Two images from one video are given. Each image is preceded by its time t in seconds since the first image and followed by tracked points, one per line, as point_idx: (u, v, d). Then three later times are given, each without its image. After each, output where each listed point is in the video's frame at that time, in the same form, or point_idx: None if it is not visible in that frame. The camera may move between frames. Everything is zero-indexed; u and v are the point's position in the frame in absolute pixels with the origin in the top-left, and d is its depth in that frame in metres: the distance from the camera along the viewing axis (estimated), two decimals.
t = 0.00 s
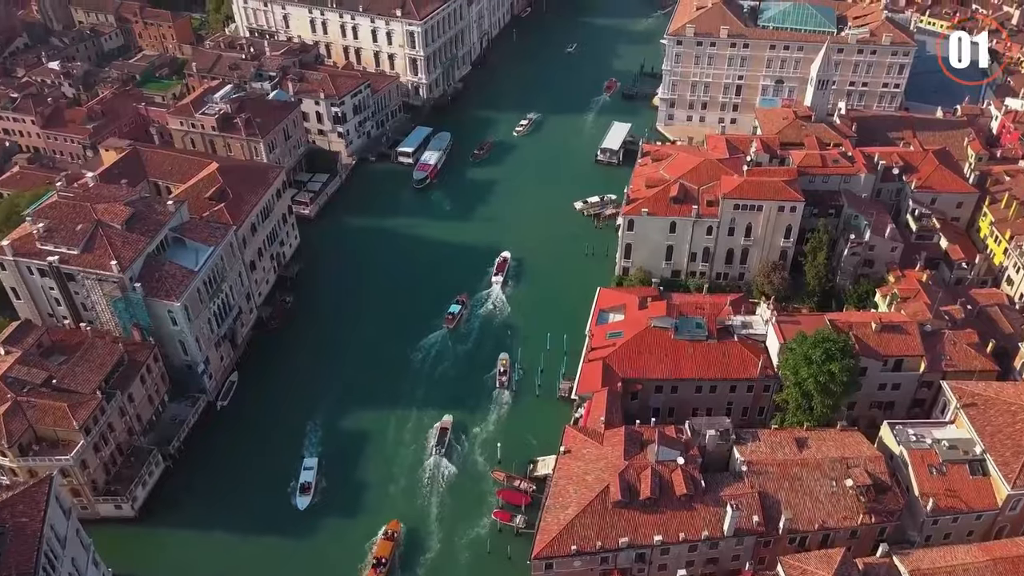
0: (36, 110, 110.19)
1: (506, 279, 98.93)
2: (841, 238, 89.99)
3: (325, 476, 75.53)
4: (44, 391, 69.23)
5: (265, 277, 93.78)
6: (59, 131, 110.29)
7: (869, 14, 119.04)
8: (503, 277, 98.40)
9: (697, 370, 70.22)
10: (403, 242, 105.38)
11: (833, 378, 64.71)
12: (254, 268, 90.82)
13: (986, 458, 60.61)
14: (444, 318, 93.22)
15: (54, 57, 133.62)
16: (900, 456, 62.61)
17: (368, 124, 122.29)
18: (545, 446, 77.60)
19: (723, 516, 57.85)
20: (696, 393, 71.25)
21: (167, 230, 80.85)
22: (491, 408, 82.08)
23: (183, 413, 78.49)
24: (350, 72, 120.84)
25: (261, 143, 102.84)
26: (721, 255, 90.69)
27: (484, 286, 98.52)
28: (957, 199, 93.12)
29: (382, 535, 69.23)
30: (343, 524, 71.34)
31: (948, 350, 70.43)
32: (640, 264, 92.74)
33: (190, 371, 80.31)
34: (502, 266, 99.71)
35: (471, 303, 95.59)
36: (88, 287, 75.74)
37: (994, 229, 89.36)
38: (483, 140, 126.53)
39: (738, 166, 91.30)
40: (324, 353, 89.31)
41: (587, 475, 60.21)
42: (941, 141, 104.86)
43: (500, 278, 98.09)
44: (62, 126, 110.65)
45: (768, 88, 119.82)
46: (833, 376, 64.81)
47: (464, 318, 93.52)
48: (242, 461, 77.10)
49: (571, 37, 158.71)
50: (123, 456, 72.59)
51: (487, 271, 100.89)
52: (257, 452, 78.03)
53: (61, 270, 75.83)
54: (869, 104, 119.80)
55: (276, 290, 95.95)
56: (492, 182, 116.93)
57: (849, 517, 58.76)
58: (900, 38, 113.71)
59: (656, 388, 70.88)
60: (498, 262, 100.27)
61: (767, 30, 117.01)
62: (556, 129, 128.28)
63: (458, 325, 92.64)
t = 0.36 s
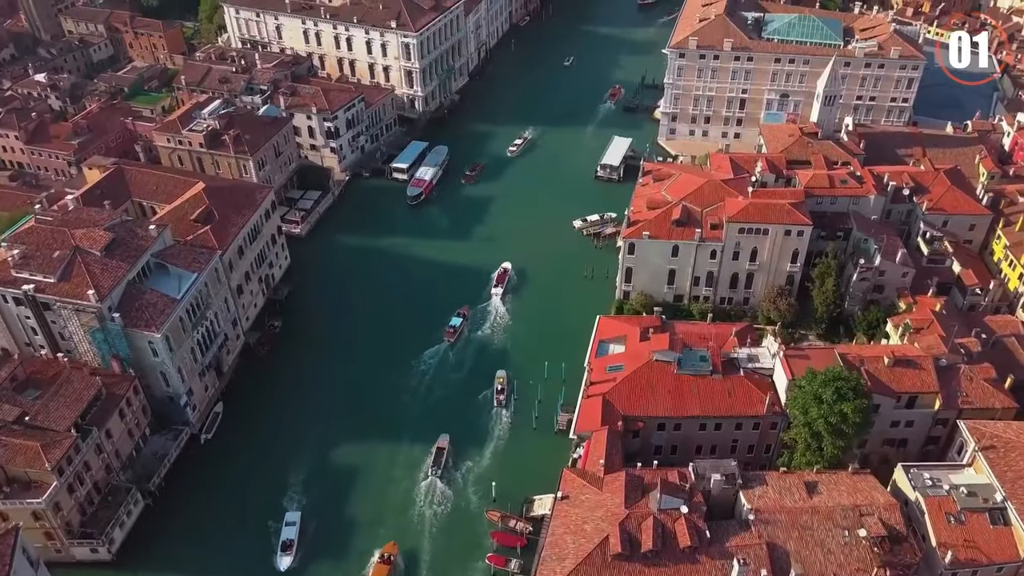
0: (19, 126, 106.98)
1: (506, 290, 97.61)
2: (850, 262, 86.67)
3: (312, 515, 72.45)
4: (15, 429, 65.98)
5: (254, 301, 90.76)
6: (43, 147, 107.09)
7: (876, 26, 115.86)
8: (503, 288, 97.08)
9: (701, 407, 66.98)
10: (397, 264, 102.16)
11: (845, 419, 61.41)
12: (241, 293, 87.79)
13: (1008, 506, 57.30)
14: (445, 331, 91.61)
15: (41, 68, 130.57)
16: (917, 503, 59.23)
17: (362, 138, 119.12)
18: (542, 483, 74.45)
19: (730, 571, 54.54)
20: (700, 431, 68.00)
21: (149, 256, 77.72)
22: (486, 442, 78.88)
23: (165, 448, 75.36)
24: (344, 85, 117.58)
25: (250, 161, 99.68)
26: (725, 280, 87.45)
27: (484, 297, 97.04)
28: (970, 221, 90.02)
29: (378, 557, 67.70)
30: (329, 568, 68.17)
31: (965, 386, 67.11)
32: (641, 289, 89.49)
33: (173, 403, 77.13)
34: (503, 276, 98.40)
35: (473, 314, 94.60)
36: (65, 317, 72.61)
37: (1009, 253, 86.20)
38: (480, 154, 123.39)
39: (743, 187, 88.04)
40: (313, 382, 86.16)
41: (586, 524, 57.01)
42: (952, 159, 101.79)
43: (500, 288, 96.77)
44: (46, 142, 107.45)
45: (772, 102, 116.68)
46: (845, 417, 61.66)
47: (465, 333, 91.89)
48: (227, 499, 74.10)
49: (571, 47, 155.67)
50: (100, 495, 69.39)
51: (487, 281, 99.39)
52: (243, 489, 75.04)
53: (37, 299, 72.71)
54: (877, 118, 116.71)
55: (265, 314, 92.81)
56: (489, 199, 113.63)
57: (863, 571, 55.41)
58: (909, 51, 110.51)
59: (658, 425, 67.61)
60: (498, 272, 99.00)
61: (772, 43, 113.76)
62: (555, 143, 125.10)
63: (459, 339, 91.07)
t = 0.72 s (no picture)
0: (2, 141, 103.80)
1: (507, 301, 95.70)
2: (858, 287, 83.49)
3: (299, 557, 69.40)
4: None
5: (242, 325, 87.68)
6: (27, 163, 104.00)
7: (884, 38, 112.56)
8: (503, 299, 95.19)
9: (705, 446, 63.83)
10: (391, 285, 98.98)
11: (856, 462, 58.26)
12: (228, 318, 84.66)
13: None
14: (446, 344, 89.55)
15: (28, 81, 127.90)
16: (934, 552, 56.06)
17: (356, 153, 116.04)
18: (539, 523, 71.28)
19: None
20: (704, 470, 64.85)
21: (130, 283, 74.59)
22: (481, 477, 75.62)
23: (145, 484, 72.28)
24: (337, 99, 114.43)
25: (239, 179, 96.60)
26: (729, 305, 84.34)
27: (484, 308, 95.20)
28: (983, 244, 86.86)
29: None
30: None
31: (983, 424, 63.75)
32: (642, 314, 86.35)
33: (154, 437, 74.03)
34: (503, 287, 96.52)
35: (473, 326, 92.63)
36: (41, 348, 69.57)
37: None
38: (477, 169, 120.38)
39: (748, 209, 84.92)
40: (302, 413, 82.98)
41: None
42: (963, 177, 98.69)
43: (500, 300, 94.89)
44: (30, 157, 104.40)
45: (777, 116, 113.62)
46: (857, 460, 58.55)
47: (466, 346, 89.83)
48: (210, 538, 71.14)
49: (570, 57, 152.68)
50: (76, 536, 66.32)
51: (488, 292, 97.67)
52: (227, 527, 72.03)
53: (12, 329, 69.72)
54: (884, 133, 113.65)
55: (253, 340, 89.75)
56: (486, 217, 110.60)
57: None
58: (918, 64, 107.39)
59: (660, 465, 64.47)
60: (499, 283, 97.14)
61: (777, 56, 110.57)
62: (554, 158, 122.25)
63: (461, 352, 89.07)
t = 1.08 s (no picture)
0: None
1: (507, 314, 94.09)
2: (868, 314, 80.16)
3: None
4: None
5: (228, 352, 84.53)
6: (9, 180, 100.54)
7: (892, 51, 109.27)
8: (503, 312, 93.59)
9: (710, 490, 60.56)
10: (384, 307, 95.63)
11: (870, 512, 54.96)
12: (213, 346, 81.47)
13: None
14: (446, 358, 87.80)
15: (13, 93, 124.77)
16: None
17: (349, 168, 112.84)
18: (535, 566, 68.05)
19: None
20: (708, 515, 61.58)
21: (109, 312, 71.39)
22: (475, 516, 72.38)
23: (123, 525, 69.05)
24: (329, 113, 111.26)
25: (226, 199, 93.41)
26: (734, 333, 81.08)
27: (484, 320, 93.62)
28: (998, 269, 83.60)
29: None
30: None
31: (1003, 467, 60.38)
32: (644, 341, 83.04)
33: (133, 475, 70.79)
34: (503, 299, 94.83)
35: (473, 339, 90.84)
36: (13, 383, 66.36)
37: None
38: (473, 185, 117.20)
39: (753, 233, 81.70)
40: (290, 444, 79.82)
41: None
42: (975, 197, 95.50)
43: (500, 312, 93.30)
44: (12, 175, 100.98)
45: (782, 132, 110.43)
46: (871, 510, 55.29)
47: (467, 360, 88.21)
48: None
49: (570, 67, 149.65)
50: None
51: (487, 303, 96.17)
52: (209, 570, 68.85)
53: None
54: (892, 149, 110.45)
55: (239, 367, 86.49)
56: (482, 236, 107.32)
57: None
58: (927, 79, 104.08)
59: (663, 510, 61.16)
60: (499, 295, 95.42)
61: (782, 69, 107.34)
62: (552, 173, 119.06)
63: (462, 365, 87.59)
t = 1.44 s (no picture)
0: None
1: (507, 326, 92.32)
2: (879, 344, 76.84)
3: None
4: None
5: (212, 381, 81.32)
6: None
7: (901, 64, 106.10)
8: (503, 325, 91.83)
9: (714, 540, 57.27)
10: (375, 332, 92.41)
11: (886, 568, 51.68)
12: (196, 376, 78.23)
13: None
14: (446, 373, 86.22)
15: None
16: None
17: (341, 184, 109.63)
18: None
19: None
20: (712, 564, 58.27)
21: (84, 345, 67.94)
22: (469, 559, 69.17)
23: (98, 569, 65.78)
24: (321, 128, 108.03)
25: (212, 220, 90.14)
26: (738, 363, 77.71)
27: (483, 332, 92.00)
28: (1014, 295, 80.24)
29: None
30: None
31: None
32: (645, 370, 79.70)
33: (109, 516, 67.50)
34: (503, 311, 93.13)
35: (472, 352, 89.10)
36: None
37: None
38: (469, 201, 113.95)
39: (759, 259, 78.45)
40: (278, 478, 76.74)
41: None
42: (988, 218, 92.36)
43: (500, 325, 91.52)
44: None
45: (787, 147, 107.24)
46: (887, 565, 51.99)
47: (467, 374, 86.42)
48: None
49: (569, 77, 146.62)
50: None
51: (487, 315, 94.55)
52: None
53: None
54: (901, 165, 107.27)
55: (223, 397, 83.28)
56: (477, 255, 103.98)
57: None
58: (937, 94, 100.77)
59: (665, 559, 57.85)
60: (499, 307, 93.72)
61: (787, 84, 104.04)
62: (550, 189, 115.88)
63: (462, 381, 85.76)
